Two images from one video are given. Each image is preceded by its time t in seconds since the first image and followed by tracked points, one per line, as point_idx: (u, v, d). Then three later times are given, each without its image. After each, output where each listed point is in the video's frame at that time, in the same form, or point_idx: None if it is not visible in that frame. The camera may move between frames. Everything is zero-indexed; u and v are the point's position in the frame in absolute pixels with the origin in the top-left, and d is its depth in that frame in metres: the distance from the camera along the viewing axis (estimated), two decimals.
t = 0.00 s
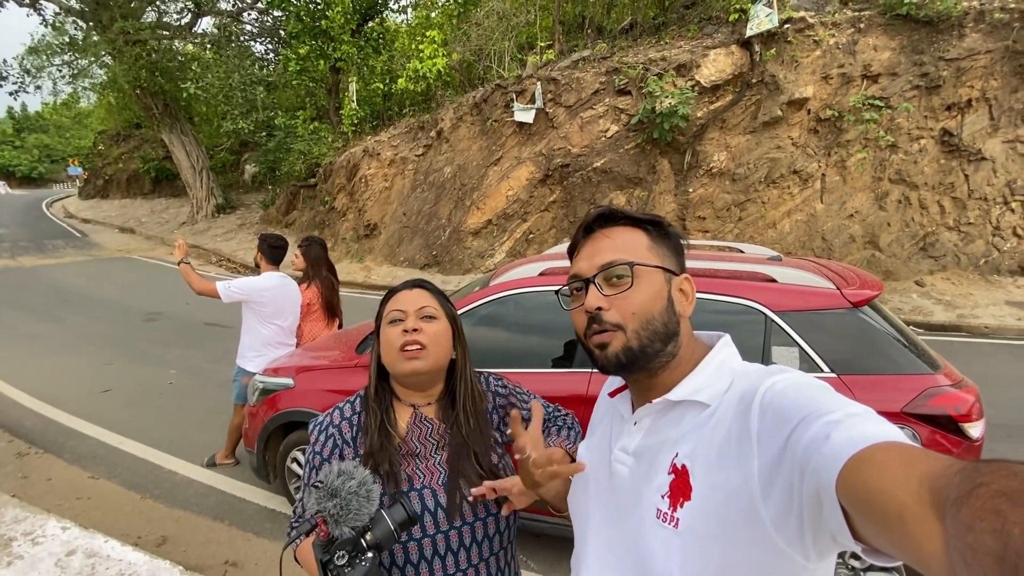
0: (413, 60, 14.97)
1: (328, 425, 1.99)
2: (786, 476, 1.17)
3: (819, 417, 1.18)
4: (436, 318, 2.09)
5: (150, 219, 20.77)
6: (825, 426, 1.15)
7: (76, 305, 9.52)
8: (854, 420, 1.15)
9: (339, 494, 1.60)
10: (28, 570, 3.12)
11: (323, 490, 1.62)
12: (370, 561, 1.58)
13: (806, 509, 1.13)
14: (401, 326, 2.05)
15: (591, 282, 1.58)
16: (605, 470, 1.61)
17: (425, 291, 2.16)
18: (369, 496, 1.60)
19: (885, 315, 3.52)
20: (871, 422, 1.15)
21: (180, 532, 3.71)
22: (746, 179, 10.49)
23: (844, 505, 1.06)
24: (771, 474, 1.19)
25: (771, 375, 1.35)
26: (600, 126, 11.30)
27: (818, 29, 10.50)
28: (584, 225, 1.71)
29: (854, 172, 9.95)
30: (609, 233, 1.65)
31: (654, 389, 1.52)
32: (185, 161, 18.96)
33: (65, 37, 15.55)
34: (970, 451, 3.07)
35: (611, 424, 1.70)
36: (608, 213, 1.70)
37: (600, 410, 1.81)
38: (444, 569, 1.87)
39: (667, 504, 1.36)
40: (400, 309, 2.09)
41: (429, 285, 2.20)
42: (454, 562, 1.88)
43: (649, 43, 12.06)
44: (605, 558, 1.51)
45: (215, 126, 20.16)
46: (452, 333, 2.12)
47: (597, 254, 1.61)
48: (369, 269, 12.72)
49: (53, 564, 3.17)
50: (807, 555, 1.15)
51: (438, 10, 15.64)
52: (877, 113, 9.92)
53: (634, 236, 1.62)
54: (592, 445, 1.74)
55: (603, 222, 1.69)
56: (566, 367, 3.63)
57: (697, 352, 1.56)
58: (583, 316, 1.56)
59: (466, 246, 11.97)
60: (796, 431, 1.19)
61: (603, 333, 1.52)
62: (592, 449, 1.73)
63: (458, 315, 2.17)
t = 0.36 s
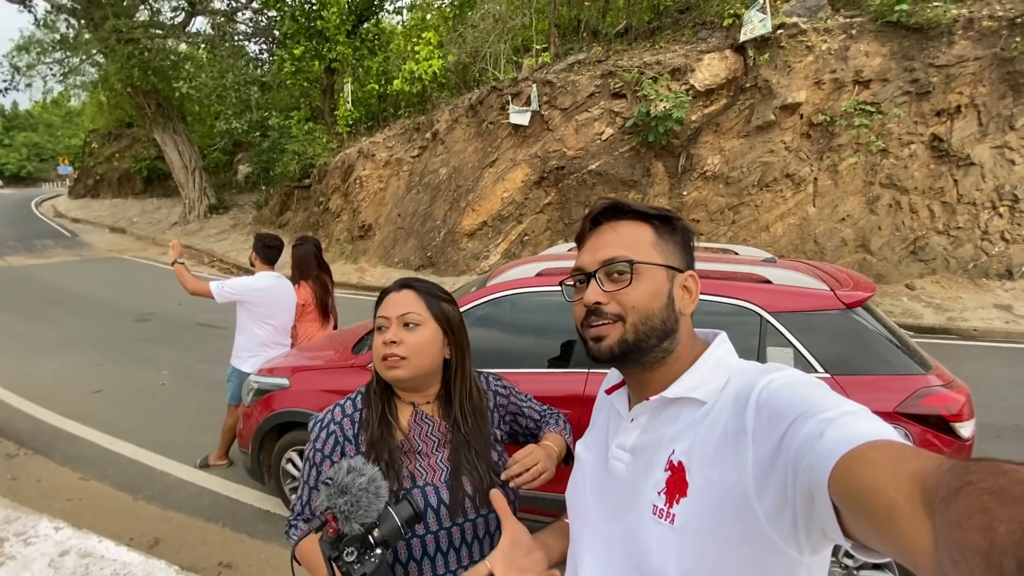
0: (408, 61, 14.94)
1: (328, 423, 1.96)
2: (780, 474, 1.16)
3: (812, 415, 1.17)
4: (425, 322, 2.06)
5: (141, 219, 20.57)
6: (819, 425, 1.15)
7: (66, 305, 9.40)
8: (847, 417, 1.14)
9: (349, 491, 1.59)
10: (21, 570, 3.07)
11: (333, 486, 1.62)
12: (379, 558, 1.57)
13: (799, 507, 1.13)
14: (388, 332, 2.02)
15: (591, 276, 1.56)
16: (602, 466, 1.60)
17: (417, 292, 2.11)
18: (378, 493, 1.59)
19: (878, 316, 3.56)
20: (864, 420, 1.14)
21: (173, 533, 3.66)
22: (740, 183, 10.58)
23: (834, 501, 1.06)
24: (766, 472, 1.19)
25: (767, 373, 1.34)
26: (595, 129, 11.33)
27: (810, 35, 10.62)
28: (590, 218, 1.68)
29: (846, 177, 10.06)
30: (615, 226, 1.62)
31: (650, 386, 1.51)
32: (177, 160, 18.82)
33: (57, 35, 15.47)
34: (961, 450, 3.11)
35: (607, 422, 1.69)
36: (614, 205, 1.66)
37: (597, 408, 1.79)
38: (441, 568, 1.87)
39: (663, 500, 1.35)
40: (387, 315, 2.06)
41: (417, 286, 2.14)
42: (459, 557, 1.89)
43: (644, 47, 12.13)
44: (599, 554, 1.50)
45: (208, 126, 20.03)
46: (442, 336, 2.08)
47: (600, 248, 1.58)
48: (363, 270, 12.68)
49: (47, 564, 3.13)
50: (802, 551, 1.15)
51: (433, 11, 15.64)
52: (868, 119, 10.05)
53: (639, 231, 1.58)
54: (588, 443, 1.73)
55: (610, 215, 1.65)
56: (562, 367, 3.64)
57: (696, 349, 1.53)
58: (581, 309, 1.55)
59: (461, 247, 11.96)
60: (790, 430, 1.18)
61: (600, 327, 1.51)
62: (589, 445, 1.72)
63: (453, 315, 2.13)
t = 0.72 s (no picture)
0: (402, 63, 14.92)
1: (333, 420, 1.94)
2: (788, 471, 1.16)
3: (820, 412, 1.17)
4: (427, 325, 2.02)
5: (129, 220, 20.34)
6: (827, 421, 1.14)
7: (54, 307, 9.27)
8: (856, 414, 1.14)
9: (364, 485, 1.62)
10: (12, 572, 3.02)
11: (349, 480, 1.65)
12: (392, 552, 1.58)
13: (808, 503, 1.12)
14: (389, 336, 2.00)
15: (598, 271, 1.56)
16: (607, 463, 1.59)
17: (419, 292, 2.07)
18: (392, 488, 1.62)
19: (871, 315, 3.59)
20: (873, 417, 1.13)
21: (166, 536, 3.61)
22: (732, 185, 10.66)
23: (843, 497, 1.05)
24: (774, 468, 1.18)
25: (775, 370, 1.34)
26: (589, 131, 11.37)
27: (801, 38, 10.74)
28: (599, 212, 1.67)
29: (836, 179, 10.17)
30: (625, 221, 1.61)
31: (658, 381, 1.51)
32: (167, 161, 18.66)
33: (45, 33, 15.29)
34: (954, 448, 3.13)
35: (613, 418, 1.69)
36: (624, 201, 1.65)
37: (602, 405, 1.78)
38: (460, 560, 1.87)
39: (670, 496, 1.35)
40: (389, 317, 2.03)
41: (421, 286, 2.09)
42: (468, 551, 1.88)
43: (637, 49, 12.19)
44: (604, 550, 1.50)
45: (199, 126, 19.88)
46: (445, 339, 2.05)
47: (609, 243, 1.57)
48: (356, 272, 12.61)
49: (39, 566, 3.08)
50: (809, 548, 1.15)
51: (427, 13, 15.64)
52: (858, 121, 10.17)
53: (649, 227, 1.57)
54: (594, 439, 1.73)
55: (619, 210, 1.65)
56: (558, 366, 3.64)
57: (704, 345, 1.53)
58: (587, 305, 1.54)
59: (455, 249, 11.94)
60: (798, 427, 1.18)
61: (606, 324, 1.51)
62: (596, 440, 1.71)
63: (458, 314, 2.09)
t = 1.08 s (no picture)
0: (395, 65, 14.91)
1: (331, 424, 1.94)
2: (788, 476, 1.16)
3: (821, 417, 1.17)
4: (425, 334, 2.01)
5: (120, 223, 20.18)
6: (828, 426, 1.14)
7: (44, 312, 9.17)
8: (858, 420, 1.14)
9: (362, 488, 1.64)
10: None
11: (349, 483, 1.66)
12: (386, 557, 1.58)
13: (808, 508, 1.12)
14: (388, 345, 1.99)
15: (602, 275, 1.56)
16: (607, 465, 1.60)
17: (419, 299, 2.05)
18: (389, 492, 1.64)
19: (863, 315, 3.62)
20: (875, 423, 1.13)
21: (158, 543, 3.58)
22: (725, 186, 10.72)
23: (843, 504, 1.06)
24: (775, 472, 1.19)
25: (778, 375, 1.34)
26: (583, 133, 11.40)
27: (792, 41, 10.84)
28: (607, 214, 1.66)
29: (827, 180, 10.26)
30: (633, 224, 1.60)
31: (658, 386, 1.52)
32: (158, 163, 18.54)
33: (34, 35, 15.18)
34: (945, 447, 3.16)
35: (614, 420, 1.69)
36: (633, 203, 1.64)
37: (605, 408, 1.79)
38: (450, 570, 1.87)
39: (670, 500, 1.35)
40: (388, 324, 2.02)
41: (417, 294, 2.07)
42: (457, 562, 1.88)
43: (630, 51, 12.25)
44: (604, 552, 1.51)
45: (190, 129, 19.77)
46: (443, 346, 2.04)
47: (614, 247, 1.57)
48: (350, 274, 12.56)
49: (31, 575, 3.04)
50: (809, 554, 1.15)
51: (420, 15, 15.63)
52: (849, 123, 10.26)
53: (655, 233, 1.56)
54: (595, 442, 1.73)
55: (628, 212, 1.63)
56: (553, 369, 3.63)
57: (706, 349, 1.54)
58: (589, 310, 1.55)
59: (450, 251, 11.93)
60: (799, 432, 1.18)
61: (607, 330, 1.52)
62: (597, 444, 1.71)
63: (457, 322, 2.08)
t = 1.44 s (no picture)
0: (393, 68, 14.93)
1: (330, 428, 1.93)
2: (792, 478, 1.16)
3: (826, 419, 1.17)
4: (429, 339, 2.01)
5: (119, 227, 20.19)
6: (833, 429, 1.15)
7: (44, 316, 9.17)
8: (862, 422, 1.14)
9: (365, 496, 1.71)
10: None
11: (350, 490, 1.73)
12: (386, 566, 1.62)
13: (812, 510, 1.12)
14: (392, 350, 1.99)
15: (607, 280, 1.55)
16: (608, 466, 1.60)
17: (422, 304, 2.05)
18: (391, 499, 1.71)
19: (861, 315, 3.62)
20: (878, 425, 1.14)
21: (158, 548, 3.57)
22: (723, 186, 10.74)
23: (849, 506, 1.06)
24: (778, 474, 1.19)
25: (781, 377, 1.34)
26: (580, 134, 11.40)
27: (788, 41, 10.85)
28: (613, 216, 1.65)
29: (826, 179, 10.27)
30: (638, 227, 1.59)
31: (663, 389, 1.52)
32: (157, 168, 18.55)
33: (32, 40, 15.21)
34: (945, 446, 3.16)
35: (615, 421, 1.69)
36: (639, 204, 1.62)
37: (605, 408, 1.79)
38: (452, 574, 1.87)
39: (672, 502, 1.35)
40: (391, 330, 2.02)
41: (420, 298, 2.06)
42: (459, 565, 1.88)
43: (627, 52, 12.26)
44: (603, 554, 1.50)
45: (189, 133, 19.79)
46: (446, 351, 2.04)
47: (620, 251, 1.56)
48: (349, 277, 12.56)
49: None
50: (812, 556, 1.16)
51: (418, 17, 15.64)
52: (846, 122, 10.28)
53: (661, 237, 1.55)
54: (594, 442, 1.73)
55: (634, 214, 1.61)
56: (553, 370, 3.63)
57: (711, 352, 1.54)
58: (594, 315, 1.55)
59: (449, 253, 11.94)
60: (804, 434, 1.18)
61: (611, 337, 1.52)
62: (597, 445, 1.71)
63: (459, 326, 2.08)
